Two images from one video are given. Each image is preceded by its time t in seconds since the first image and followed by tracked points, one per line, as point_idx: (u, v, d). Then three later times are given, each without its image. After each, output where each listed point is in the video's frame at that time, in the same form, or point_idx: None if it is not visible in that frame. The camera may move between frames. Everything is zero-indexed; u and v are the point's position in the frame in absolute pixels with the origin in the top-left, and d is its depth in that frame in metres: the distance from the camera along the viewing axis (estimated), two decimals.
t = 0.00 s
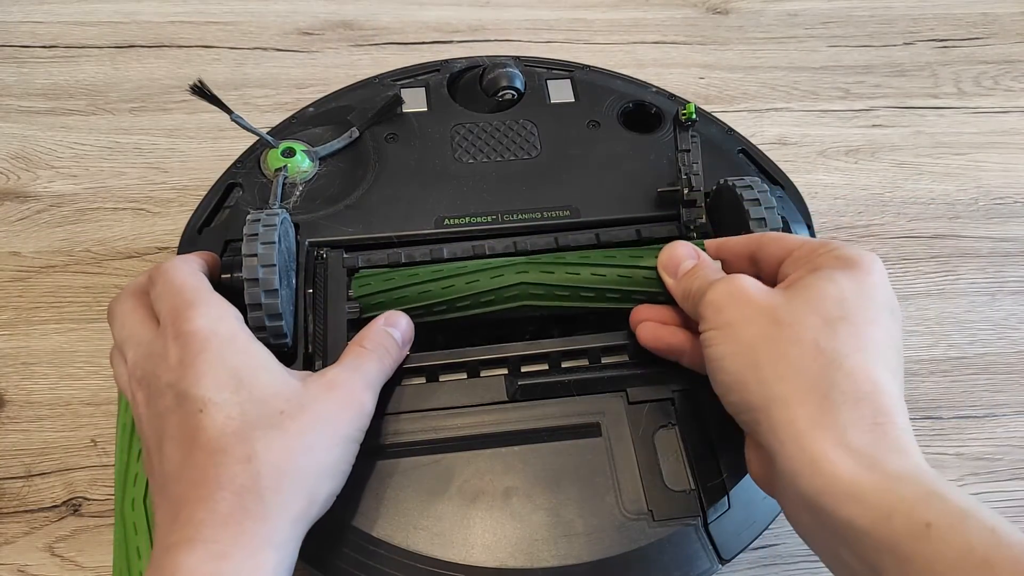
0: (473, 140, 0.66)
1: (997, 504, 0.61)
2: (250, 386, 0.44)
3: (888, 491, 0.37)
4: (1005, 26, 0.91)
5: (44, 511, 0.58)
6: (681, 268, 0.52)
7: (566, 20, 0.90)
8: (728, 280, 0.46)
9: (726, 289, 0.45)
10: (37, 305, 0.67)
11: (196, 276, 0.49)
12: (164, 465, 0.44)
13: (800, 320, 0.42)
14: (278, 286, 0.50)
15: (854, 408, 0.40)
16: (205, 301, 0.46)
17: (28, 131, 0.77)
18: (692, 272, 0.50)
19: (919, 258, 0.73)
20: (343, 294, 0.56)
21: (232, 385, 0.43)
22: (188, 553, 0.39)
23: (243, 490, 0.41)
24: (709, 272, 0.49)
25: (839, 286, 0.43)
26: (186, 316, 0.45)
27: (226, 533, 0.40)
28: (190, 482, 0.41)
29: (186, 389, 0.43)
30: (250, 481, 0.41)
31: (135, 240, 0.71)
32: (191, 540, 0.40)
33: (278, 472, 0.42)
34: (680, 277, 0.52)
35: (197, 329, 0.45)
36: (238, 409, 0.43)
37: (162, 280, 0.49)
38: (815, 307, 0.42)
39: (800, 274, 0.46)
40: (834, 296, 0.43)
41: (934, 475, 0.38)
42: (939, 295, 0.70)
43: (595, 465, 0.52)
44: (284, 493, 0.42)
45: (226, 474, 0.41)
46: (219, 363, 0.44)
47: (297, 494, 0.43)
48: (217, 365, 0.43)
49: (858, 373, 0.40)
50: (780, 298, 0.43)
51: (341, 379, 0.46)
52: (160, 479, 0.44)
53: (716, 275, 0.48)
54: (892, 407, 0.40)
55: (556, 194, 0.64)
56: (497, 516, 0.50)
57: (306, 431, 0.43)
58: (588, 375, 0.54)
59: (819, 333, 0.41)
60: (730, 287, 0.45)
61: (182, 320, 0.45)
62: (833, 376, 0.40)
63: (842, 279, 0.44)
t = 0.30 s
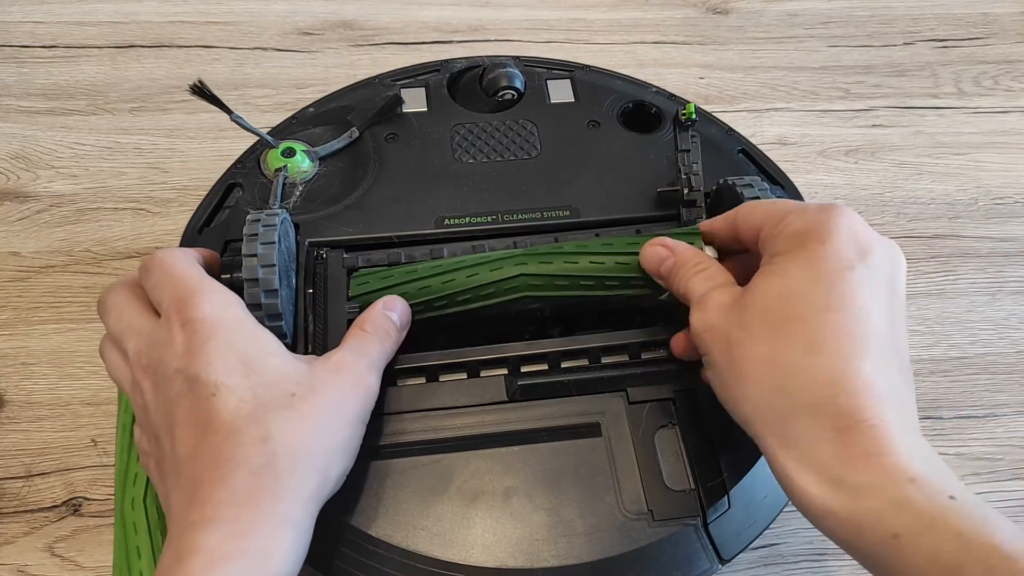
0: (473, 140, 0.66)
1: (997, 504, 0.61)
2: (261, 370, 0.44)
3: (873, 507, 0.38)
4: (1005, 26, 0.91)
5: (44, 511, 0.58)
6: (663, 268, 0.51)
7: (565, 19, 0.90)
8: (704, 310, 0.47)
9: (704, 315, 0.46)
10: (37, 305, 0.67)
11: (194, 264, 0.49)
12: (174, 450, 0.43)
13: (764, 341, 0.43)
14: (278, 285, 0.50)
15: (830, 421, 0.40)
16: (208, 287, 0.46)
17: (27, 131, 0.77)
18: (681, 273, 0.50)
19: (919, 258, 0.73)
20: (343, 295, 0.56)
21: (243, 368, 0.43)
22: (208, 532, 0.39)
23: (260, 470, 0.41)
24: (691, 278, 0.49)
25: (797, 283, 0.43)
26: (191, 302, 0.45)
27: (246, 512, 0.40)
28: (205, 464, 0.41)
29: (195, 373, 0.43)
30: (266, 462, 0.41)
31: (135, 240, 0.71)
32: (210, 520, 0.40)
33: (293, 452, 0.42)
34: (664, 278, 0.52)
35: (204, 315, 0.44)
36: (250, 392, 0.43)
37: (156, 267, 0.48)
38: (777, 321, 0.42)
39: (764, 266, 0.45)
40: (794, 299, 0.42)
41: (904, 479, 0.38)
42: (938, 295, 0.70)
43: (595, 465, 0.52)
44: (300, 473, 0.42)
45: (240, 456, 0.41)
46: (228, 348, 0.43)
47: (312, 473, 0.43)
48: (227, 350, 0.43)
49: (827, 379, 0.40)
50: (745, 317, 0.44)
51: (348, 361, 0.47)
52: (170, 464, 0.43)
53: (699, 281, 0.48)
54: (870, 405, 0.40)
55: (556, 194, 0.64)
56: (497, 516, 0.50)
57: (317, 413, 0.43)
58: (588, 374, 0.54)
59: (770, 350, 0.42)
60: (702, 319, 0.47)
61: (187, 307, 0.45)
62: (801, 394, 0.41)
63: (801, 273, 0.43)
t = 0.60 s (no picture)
0: (472, 140, 0.66)
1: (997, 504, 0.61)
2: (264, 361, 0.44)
3: (855, 526, 0.37)
4: (1005, 26, 0.91)
5: (44, 511, 0.58)
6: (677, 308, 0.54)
7: (565, 19, 0.90)
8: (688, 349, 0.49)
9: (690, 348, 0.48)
10: (37, 305, 0.67)
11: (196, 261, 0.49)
12: (179, 443, 0.43)
13: (722, 375, 0.44)
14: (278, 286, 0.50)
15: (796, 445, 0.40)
16: (212, 282, 0.46)
17: (27, 131, 0.77)
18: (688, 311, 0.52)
19: (919, 258, 0.73)
20: (343, 294, 0.56)
21: (248, 360, 0.43)
22: (214, 518, 0.39)
23: (265, 458, 0.41)
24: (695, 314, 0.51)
25: (728, 310, 0.44)
26: (194, 297, 0.45)
27: (252, 500, 0.40)
28: (210, 454, 0.41)
29: (201, 364, 0.43)
30: (270, 451, 0.41)
31: (135, 240, 0.71)
32: (215, 507, 0.39)
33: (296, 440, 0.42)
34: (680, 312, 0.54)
35: (209, 308, 0.44)
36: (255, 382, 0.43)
37: (156, 263, 0.47)
38: (723, 354, 0.44)
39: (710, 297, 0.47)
40: (729, 326, 0.44)
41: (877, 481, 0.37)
42: (938, 296, 0.70)
43: (595, 465, 0.52)
44: (303, 462, 0.42)
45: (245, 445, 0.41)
46: (234, 340, 0.44)
47: (317, 462, 0.43)
48: (232, 341, 0.43)
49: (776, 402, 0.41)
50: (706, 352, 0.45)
51: (352, 355, 0.47)
52: (175, 457, 0.43)
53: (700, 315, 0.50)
54: (823, 416, 0.39)
55: (556, 194, 0.64)
56: (497, 516, 0.50)
57: (318, 403, 0.43)
58: (588, 374, 0.54)
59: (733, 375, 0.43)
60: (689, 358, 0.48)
61: (191, 301, 0.45)
62: (765, 422, 0.41)
63: (737, 296, 0.44)
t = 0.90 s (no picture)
0: (473, 140, 0.66)
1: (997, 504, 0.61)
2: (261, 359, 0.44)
3: (853, 497, 0.38)
4: (1005, 26, 0.91)
5: (44, 511, 0.58)
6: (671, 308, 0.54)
7: (565, 19, 0.90)
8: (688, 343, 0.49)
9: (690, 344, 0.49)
10: (37, 305, 0.67)
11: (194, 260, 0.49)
12: (177, 439, 0.43)
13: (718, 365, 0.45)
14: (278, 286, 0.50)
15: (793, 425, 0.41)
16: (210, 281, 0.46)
17: (27, 131, 0.77)
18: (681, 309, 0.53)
19: (918, 258, 0.73)
20: (343, 294, 0.56)
21: (244, 357, 0.43)
22: (210, 512, 0.39)
23: (260, 454, 0.41)
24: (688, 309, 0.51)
25: (716, 302, 0.45)
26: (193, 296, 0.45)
27: (247, 495, 0.40)
28: (207, 450, 0.41)
29: (198, 362, 0.43)
30: (265, 445, 0.41)
31: (135, 240, 0.71)
32: (212, 503, 0.39)
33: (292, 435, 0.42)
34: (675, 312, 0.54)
35: (205, 307, 0.44)
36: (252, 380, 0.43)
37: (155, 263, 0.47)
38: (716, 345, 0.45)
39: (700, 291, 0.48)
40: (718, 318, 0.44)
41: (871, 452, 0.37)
42: (937, 296, 0.70)
43: (595, 465, 0.52)
44: (298, 457, 0.42)
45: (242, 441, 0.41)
46: (230, 338, 0.44)
47: (313, 458, 0.43)
48: (229, 339, 0.43)
49: (768, 386, 0.41)
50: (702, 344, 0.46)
51: (348, 352, 0.47)
52: (173, 453, 0.43)
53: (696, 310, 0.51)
54: (811, 395, 0.40)
55: (556, 194, 0.64)
56: (497, 516, 0.50)
57: (312, 399, 0.43)
58: (588, 375, 0.54)
59: (728, 364, 0.44)
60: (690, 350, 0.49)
61: (190, 299, 0.45)
62: (763, 407, 0.42)
63: (724, 284, 0.44)
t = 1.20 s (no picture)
0: (473, 140, 0.66)
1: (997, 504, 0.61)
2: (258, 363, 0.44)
3: (842, 457, 0.39)
4: (1005, 26, 0.91)
5: (44, 511, 0.58)
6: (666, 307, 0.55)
7: (566, 20, 0.90)
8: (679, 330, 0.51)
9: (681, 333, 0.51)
10: (37, 305, 0.67)
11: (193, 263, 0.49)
12: (170, 442, 0.43)
13: (706, 345, 0.46)
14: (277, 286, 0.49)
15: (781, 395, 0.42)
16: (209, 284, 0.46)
17: (27, 131, 0.77)
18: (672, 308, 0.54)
19: (918, 258, 0.73)
20: (343, 295, 0.56)
21: (238, 361, 0.43)
22: (200, 513, 0.39)
23: (253, 457, 0.41)
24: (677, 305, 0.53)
25: (695, 283, 0.47)
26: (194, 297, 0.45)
27: (237, 499, 0.40)
28: (200, 453, 0.41)
29: (193, 366, 0.43)
30: (260, 448, 0.41)
31: (135, 240, 0.71)
32: (204, 507, 0.39)
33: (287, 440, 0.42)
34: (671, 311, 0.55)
35: (202, 310, 0.45)
36: (251, 385, 0.43)
37: (153, 264, 0.48)
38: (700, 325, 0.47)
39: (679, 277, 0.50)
40: (699, 297, 0.46)
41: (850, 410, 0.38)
42: (937, 296, 0.70)
43: (595, 465, 0.52)
44: (293, 458, 0.42)
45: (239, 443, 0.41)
46: (226, 342, 0.44)
47: (306, 461, 0.43)
48: (223, 342, 0.44)
49: (752, 359, 0.43)
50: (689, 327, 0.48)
51: (342, 355, 0.47)
52: (166, 456, 0.43)
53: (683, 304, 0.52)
54: (791, 362, 0.41)
55: (556, 193, 0.64)
56: (496, 516, 0.50)
57: (307, 402, 0.44)
58: (588, 375, 0.54)
59: (716, 344, 0.45)
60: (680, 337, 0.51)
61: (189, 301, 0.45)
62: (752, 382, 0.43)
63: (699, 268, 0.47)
